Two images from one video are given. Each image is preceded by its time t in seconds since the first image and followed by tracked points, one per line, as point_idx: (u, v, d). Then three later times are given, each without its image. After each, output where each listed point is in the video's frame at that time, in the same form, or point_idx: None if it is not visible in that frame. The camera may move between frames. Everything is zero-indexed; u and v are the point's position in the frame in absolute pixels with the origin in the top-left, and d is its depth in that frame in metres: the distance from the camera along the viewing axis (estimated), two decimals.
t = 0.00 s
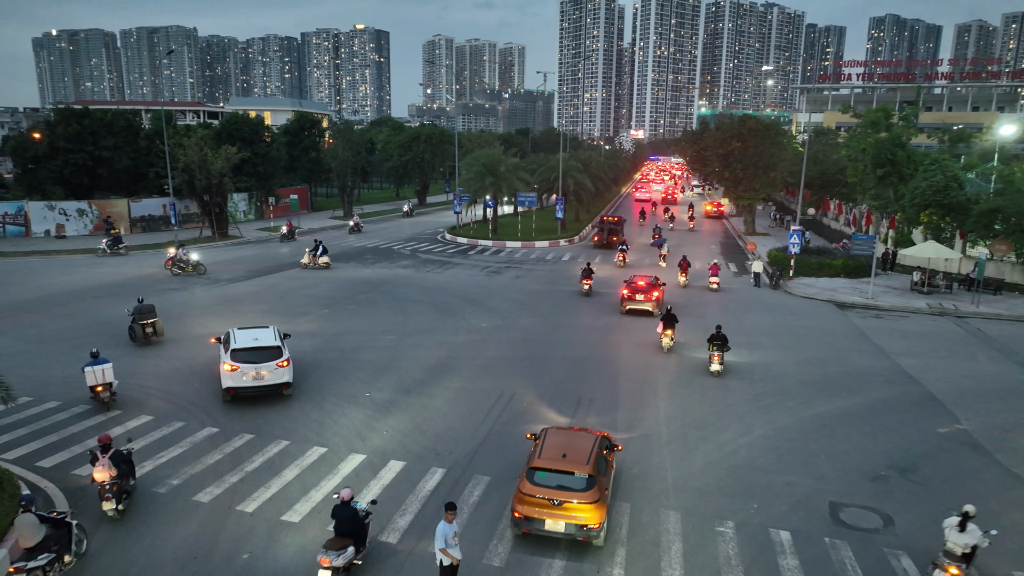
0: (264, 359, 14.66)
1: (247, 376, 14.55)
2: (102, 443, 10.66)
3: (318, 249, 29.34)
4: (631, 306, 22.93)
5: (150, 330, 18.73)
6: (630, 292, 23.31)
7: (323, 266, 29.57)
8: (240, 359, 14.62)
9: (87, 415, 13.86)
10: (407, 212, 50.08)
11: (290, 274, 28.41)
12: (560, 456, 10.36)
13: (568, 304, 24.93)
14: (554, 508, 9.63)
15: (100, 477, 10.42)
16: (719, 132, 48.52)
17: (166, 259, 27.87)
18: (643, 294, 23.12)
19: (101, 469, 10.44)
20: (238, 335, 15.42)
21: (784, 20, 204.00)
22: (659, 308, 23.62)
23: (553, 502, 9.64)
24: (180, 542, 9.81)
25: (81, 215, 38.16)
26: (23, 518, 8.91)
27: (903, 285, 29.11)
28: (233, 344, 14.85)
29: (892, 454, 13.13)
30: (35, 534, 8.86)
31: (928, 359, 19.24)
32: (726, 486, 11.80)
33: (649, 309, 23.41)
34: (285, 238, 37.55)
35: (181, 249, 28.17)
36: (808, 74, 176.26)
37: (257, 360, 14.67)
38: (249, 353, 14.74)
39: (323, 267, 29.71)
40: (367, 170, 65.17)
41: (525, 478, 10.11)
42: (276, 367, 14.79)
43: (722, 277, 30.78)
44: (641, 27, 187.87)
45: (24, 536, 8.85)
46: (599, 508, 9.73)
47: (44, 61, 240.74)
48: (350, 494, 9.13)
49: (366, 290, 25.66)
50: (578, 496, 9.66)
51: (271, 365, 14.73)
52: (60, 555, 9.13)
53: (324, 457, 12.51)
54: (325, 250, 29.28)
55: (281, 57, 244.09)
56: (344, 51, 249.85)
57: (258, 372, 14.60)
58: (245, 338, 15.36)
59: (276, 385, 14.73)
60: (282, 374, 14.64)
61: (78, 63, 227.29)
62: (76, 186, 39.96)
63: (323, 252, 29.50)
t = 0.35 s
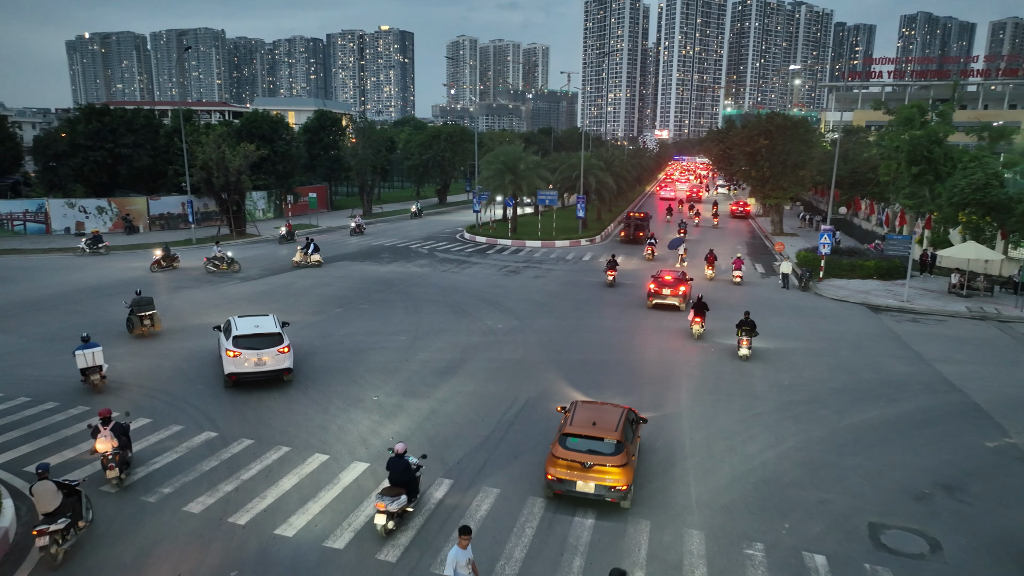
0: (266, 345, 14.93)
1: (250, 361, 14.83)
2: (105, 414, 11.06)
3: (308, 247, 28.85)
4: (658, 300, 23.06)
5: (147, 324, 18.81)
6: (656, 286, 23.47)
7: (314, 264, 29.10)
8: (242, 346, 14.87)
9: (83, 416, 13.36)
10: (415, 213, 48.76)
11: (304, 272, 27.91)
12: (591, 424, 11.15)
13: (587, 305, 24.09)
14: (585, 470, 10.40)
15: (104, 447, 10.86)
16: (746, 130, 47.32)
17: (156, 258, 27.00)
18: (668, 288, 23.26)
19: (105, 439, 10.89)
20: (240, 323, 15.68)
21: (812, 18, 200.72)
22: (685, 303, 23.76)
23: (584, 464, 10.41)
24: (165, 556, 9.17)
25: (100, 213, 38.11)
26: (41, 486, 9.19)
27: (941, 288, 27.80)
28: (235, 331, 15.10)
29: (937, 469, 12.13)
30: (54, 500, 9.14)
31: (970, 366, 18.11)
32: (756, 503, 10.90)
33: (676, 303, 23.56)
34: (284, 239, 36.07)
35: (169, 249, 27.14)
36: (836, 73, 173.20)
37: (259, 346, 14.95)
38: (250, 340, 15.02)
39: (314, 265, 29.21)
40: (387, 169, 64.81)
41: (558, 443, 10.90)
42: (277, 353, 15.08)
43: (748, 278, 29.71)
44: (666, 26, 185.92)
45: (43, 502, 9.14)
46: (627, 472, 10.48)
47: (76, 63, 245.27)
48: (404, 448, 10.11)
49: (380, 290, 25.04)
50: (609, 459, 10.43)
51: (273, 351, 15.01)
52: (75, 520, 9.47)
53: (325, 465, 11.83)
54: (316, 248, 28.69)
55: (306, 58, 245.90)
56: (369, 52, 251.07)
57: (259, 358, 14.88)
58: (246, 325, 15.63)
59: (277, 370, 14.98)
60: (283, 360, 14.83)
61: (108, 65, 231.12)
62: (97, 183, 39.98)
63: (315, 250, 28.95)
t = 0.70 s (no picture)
0: (268, 332, 15.18)
1: (252, 348, 15.06)
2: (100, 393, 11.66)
3: (302, 244, 28.36)
4: (686, 296, 23.45)
5: (145, 315, 18.83)
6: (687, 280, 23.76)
7: (308, 262, 28.73)
8: (244, 333, 15.11)
9: (80, 419, 12.90)
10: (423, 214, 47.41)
11: (319, 271, 27.43)
12: (621, 397, 11.85)
13: (608, 307, 23.23)
14: (616, 439, 11.11)
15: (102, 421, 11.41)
16: (774, 127, 46.11)
17: (137, 261, 25.56)
18: (699, 282, 23.56)
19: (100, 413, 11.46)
20: (240, 312, 15.89)
21: (842, 16, 196.93)
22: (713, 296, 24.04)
23: (615, 433, 11.13)
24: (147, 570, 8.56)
25: (120, 211, 38.13)
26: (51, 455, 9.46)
27: (981, 291, 26.46)
28: (236, 317, 15.31)
29: (987, 489, 11.13)
30: (65, 466, 9.44)
31: (1017, 375, 16.96)
32: (787, 523, 10.02)
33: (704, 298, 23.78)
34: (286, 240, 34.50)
35: (152, 251, 25.71)
36: (866, 72, 169.67)
37: (261, 333, 15.20)
38: (251, 326, 15.24)
39: (308, 262, 28.84)
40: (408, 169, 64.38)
41: (590, 414, 11.64)
42: (278, 340, 15.34)
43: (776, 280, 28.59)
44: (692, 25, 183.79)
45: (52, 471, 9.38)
46: (656, 441, 11.16)
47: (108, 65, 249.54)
48: (456, 410, 11.17)
49: (394, 289, 24.42)
50: (639, 429, 11.13)
51: (274, 338, 15.26)
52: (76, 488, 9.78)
53: (325, 474, 11.17)
54: (312, 245, 28.05)
55: (331, 59, 247.31)
56: (393, 53, 251.97)
57: (260, 345, 15.11)
58: (247, 313, 15.84)
59: (278, 357, 15.20)
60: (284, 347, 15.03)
61: (138, 67, 234.64)
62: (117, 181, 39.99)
63: (309, 247, 28.48)
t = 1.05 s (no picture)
0: (275, 319, 15.50)
1: (261, 335, 15.39)
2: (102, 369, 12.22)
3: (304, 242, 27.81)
4: (722, 292, 23.48)
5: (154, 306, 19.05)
6: (722, 276, 23.76)
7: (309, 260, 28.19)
8: (252, 320, 15.47)
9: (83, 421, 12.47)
10: (436, 214, 45.97)
11: (340, 269, 26.96)
12: (659, 374, 12.56)
13: (636, 308, 22.36)
14: (655, 411, 11.80)
15: (103, 395, 12.01)
16: (810, 125, 44.78)
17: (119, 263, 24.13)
18: (735, 278, 23.54)
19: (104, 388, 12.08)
20: (248, 300, 16.25)
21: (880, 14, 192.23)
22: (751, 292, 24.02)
23: (654, 407, 11.81)
24: None
25: (147, 208, 38.25)
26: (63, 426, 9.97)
27: None
28: (245, 305, 15.65)
29: None
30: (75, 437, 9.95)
31: None
32: (829, 548, 9.11)
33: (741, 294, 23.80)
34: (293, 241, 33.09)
35: (136, 253, 24.26)
36: (905, 71, 165.29)
37: (268, 320, 15.56)
38: (259, 314, 15.59)
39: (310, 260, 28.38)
40: (434, 168, 64.05)
41: (629, 389, 12.35)
42: (285, 327, 15.66)
43: (813, 282, 27.36)
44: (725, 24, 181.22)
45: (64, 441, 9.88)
46: (692, 415, 11.84)
47: (146, 67, 254.93)
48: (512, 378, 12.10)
49: (415, 288, 23.82)
50: (676, 403, 11.81)
51: (282, 325, 15.60)
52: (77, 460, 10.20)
53: (330, 484, 10.52)
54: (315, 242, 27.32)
55: (363, 60, 248.99)
56: (424, 54, 253.19)
57: (268, 331, 15.44)
58: (255, 301, 16.19)
59: (285, 343, 15.49)
60: (290, 334, 15.31)
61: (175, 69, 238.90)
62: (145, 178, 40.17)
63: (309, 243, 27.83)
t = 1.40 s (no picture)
0: (284, 307, 16.09)
1: (272, 322, 15.97)
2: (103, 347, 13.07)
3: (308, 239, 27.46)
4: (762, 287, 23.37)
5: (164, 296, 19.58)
6: (762, 272, 23.64)
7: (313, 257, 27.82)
8: (262, 308, 16.02)
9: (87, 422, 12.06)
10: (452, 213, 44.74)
11: (363, 268, 26.53)
12: (699, 352, 13.38)
13: (666, 311, 21.47)
14: (696, 387, 12.64)
15: (106, 370, 12.90)
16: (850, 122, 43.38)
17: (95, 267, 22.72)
18: (775, 275, 23.45)
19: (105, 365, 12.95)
20: (256, 290, 16.81)
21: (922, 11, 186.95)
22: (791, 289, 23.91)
23: (695, 382, 12.65)
24: None
25: (175, 205, 38.29)
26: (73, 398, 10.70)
27: None
28: (254, 295, 16.14)
29: None
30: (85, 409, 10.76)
31: None
32: None
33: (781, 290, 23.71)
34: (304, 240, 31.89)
35: (112, 253, 22.98)
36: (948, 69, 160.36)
37: (278, 308, 16.12)
38: (269, 302, 16.12)
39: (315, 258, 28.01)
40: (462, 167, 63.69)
41: (672, 366, 13.19)
42: (294, 315, 16.27)
43: (853, 284, 26.14)
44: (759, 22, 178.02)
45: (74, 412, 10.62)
46: (730, 390, 12.66)
47: (184, 69, 259.92)
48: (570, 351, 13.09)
49: (439, 288, 23.24)
50: (715, 379, 12.65)
51: (291, 313, 16.21)
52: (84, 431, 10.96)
53: (338, 494, 9.92)
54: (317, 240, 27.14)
55: (395, 61, 250.17)
56: (455, 54, 254.29)
57: (278, 319, 16.04)
58: (262, 289, 16.67)
59: (295, 330, 16.12)
60: (299, 322, 15.93)
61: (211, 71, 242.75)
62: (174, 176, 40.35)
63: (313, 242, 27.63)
